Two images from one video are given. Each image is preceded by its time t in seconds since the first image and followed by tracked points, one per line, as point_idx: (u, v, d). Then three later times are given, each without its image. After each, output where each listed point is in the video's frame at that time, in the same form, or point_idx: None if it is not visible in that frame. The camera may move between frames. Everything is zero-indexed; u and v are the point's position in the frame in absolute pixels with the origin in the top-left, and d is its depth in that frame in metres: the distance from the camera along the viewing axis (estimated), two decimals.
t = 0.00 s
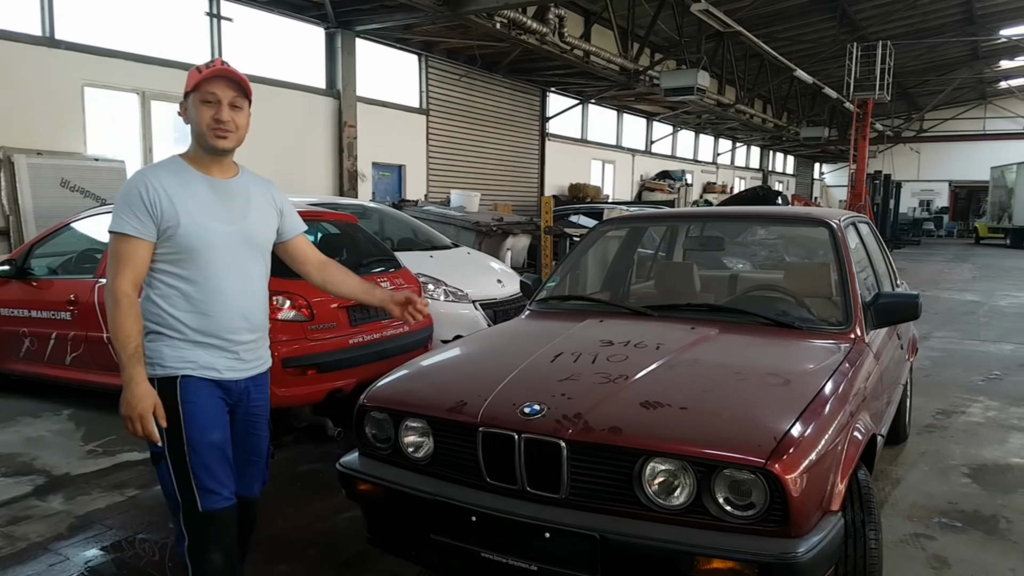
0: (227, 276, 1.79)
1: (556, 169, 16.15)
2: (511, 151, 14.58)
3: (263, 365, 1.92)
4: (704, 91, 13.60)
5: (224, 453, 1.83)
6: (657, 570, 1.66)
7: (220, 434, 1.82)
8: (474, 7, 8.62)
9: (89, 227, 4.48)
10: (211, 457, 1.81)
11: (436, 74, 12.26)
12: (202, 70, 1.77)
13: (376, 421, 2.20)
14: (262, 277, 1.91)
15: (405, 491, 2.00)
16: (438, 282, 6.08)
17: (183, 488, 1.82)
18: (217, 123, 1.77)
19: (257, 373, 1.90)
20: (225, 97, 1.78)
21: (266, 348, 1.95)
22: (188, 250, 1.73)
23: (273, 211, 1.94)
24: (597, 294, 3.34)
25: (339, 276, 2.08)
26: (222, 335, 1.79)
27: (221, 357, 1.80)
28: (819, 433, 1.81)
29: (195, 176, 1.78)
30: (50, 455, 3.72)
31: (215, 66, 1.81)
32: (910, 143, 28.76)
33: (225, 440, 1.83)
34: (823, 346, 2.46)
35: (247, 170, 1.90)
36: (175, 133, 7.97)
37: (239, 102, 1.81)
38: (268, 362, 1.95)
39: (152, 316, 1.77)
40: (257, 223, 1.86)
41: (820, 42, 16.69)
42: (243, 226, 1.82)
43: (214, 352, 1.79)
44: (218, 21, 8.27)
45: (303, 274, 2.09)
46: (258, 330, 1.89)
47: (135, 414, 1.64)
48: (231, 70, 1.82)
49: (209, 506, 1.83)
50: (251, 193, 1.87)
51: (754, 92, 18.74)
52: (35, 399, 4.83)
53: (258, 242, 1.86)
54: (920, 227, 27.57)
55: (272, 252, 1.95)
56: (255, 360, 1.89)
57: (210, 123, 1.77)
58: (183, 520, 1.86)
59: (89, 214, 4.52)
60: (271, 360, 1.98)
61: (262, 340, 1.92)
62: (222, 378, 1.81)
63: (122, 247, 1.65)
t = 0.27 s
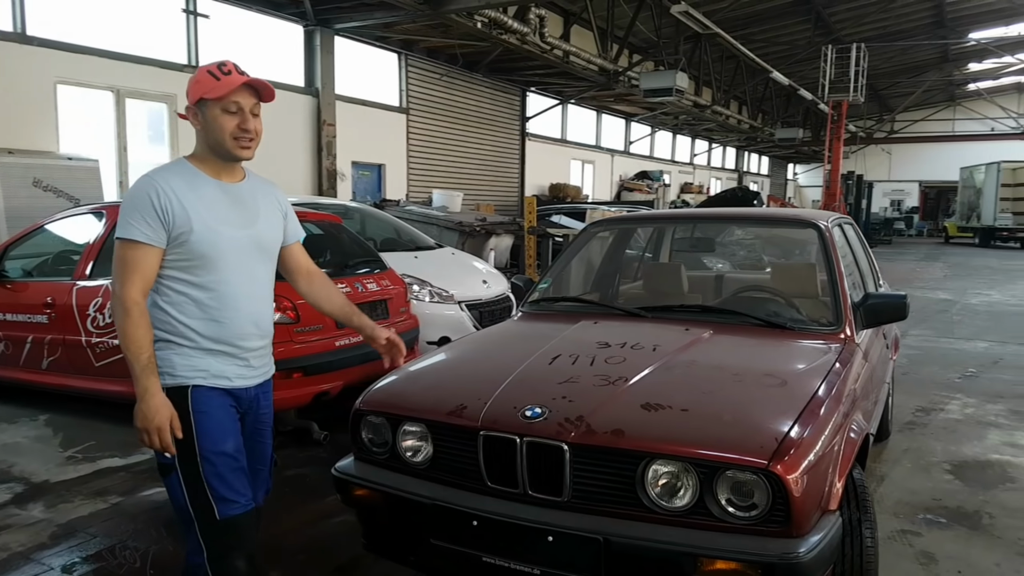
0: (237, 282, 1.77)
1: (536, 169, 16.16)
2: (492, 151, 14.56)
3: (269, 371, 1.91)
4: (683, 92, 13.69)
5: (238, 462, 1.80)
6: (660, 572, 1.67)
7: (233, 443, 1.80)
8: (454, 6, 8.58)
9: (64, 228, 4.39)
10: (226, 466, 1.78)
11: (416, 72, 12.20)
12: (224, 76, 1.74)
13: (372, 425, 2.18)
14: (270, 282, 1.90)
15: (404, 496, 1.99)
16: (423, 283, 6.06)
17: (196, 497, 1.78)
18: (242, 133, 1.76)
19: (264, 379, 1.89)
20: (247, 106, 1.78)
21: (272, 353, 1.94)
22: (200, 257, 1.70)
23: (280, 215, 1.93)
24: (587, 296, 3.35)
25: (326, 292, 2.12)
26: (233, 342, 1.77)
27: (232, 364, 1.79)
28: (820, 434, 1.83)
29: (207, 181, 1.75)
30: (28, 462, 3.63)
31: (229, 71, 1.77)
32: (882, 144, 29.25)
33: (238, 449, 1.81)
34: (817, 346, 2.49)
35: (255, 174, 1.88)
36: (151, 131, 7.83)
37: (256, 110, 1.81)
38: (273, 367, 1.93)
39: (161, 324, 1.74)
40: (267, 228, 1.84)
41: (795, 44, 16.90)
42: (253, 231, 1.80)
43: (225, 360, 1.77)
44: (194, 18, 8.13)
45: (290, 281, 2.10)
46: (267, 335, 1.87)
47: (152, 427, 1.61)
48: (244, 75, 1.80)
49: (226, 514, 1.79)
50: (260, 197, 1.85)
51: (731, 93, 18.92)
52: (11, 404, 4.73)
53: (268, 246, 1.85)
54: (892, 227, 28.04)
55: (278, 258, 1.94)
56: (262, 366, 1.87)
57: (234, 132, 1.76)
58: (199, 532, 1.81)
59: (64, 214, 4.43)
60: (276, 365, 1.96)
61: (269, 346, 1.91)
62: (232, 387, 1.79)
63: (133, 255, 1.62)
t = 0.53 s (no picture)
0: (242, 289, 1.73)
1: (502, 169, 16.17)
2: (459, 150, 14.52)
3: (268, 377, 1.88)
4: (648, 93, 13.85)
5: (239, 478, 1.76)
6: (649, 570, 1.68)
7: (235, 458, 1.75)
8: (422, 5, 8.53)
9: (25, 229, 4.24)
10: (228, 482, 1.73)
11: (381, 71, 12.10)
12: (219, 76, 1.66)
13: (354, 428, 2.16)
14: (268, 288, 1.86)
15: (390, 499, 1.96)
16: (394, 284, 6.02)
17: (198, 513, 1.73)
18: (242, 134, 1.71)
19: (263, 387, 1.86)
20: (245, 106, 1.72)
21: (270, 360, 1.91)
22: (203, 265, 1.65)
23: (275, 218, 1.89)
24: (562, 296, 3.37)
25: (304, 299, 2.07)
26: (237, 351, 1.74)
27: (235, 374, 1.75)
28: (801, 431, 1.87)
29: (204, 186, 1.70)
30: None
31: (222, 69, 1.70)
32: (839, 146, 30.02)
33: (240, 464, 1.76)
34: (791, 344, 2.55)
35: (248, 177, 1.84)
36: (110, 130, 7.61)
37: (254, 110, 1.75)
38: (271, 374, 1.90)
39: (161, 334, 1.68)
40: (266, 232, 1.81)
41: (755, 47, 17.23)
42: (254, 236, 1.76)
43: (228, 369, 1.74)
44: (155, 15, 7.91)
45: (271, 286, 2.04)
46: (268, 341, 1.84)
47: (165, 445, 1.57)
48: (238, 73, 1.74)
49: (228, 531, 1.75)
50: (256, 200, 1.81)
51: (693, 95, 19.21)
52: None
53: (268, 251, 1.81)
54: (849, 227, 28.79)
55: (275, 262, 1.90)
56: (263, 373, 1.84)
57: (233, 133, 1.70)
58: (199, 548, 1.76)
59: (24, 216, 4.29)
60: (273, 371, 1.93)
61: (269, 352, 1.87)
62: (235, 398, 1.75)
63: (134, 265, 1.56)
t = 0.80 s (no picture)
0: (259, 290, 1.69)
1: (476, 168, 16.15)
2: (432, 149, 14.47)
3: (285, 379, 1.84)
4: (620, 94, 13.94)
5: (250, 487, 1.73)
6: (641, 564, 1.69)
7: (248, 467, 1.73)
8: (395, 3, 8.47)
9: None
10: (240, 490, 1.71)
11: (353, 69, 12.00)
12: (218, 62, 1.61)
13: (342, 428, 2.14)
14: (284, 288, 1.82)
15: (379, 498, 1.95)
16: (371, 283, 5.97)
17: (208, 522, 1.69)
18: (243, 122, 1.63)
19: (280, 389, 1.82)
20: (246, 93, 1.65)
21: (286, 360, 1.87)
22: (218, 267, 1.61)
23: (290, 214, 1.84)
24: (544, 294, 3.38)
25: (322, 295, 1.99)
26: (253, 354, 1.70)
27: (252, 376, 1.71)
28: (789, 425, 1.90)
29: (217, 184, 1.64)
30: None
31: (225, 55, 1.64)
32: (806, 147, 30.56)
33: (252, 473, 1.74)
34: (772, 340, 2.60)
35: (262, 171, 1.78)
36: (76, 128, 7.43)
37: (258, 96, 1.68)
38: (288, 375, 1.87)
39: (176, 338, 1.64)
40: (282, 230, 1.76)
41: (725, 48, 17.44)
42: (270, 235, 1.72)
43: (245, 372, 1.70)
44: (122, 11, 7.76)
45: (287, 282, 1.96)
46: (284, 341, 1.81)
47: (186, 455, 1.54)
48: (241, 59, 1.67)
49: (238, 541, 1.73)
50: (271, 196, 1.76)
51: (664, 95, 19.40)
52: None
53: (284, 249, 1.76)
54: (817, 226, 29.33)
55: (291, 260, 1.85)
56: (279, 375, 1.81)
57: (234, 121, 1.63)
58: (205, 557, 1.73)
59: None
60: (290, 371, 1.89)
61: (285, 353, 1.84)
62: (251, 402, 1.72)
63: (147, 269, 1.51)
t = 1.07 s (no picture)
0: (273, 287, 1.62)
1: (453, 167, 16.10)
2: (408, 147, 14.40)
3: (299, 379, 1.78)
4: (595, 93, 14.01)
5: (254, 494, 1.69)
6: (630, 557, 1.70)
7: (253, 474, 1.68)
8: None
9: None
10: (242, 498, 1.66)
11: (328, 66, 11.88)
12: (223, 45, 1.57)
13: (330, 426, 2.13)
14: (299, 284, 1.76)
15: (367, 495, 1.95)
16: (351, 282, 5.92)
17: (211, 529, 1.66)
18: (247, 107, 1.58)
19: (294, 389, 1.76)
20: (252, 76, 1.59)
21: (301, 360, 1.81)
22: (232, 261, 1.54)
23: (307, 208, 1.78)
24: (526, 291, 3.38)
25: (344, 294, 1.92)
26: (265, 353, 1.64)
27: (263, 377, 1.66)
28: (776, 418, 1.93)
29: (231, 174, 1.59)
30: None
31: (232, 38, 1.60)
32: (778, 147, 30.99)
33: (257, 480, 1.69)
34: (754, 335, 2.64)
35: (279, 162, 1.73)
36: (46, 126, 7.24)
37: (267, 80, 1.62)
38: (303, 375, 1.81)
39: (188, 335, 1.57)
40: (298, 224, 1.70)
41: (699, 48, 17.60)
42: (286, 229, 1.66)
43: (256, 373, 1.64)
44: (93, 6, 7.60)
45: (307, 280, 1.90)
46: (298, 340, 1.75)
47: (198, 458, 1.49)
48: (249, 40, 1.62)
49: (241, 549, 1.69)
50: (287, 189, 1.70)
51: (639, 95, 19.52)
52: None
53: (300, 244, 1.70)
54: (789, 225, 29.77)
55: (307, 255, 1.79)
56: (292, 376, 1.75)
57: (239, 106, 1.58)
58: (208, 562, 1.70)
59: None
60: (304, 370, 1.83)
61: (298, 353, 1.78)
62: (263, 404, 1.66)
63: (157, 262, 1.45)
